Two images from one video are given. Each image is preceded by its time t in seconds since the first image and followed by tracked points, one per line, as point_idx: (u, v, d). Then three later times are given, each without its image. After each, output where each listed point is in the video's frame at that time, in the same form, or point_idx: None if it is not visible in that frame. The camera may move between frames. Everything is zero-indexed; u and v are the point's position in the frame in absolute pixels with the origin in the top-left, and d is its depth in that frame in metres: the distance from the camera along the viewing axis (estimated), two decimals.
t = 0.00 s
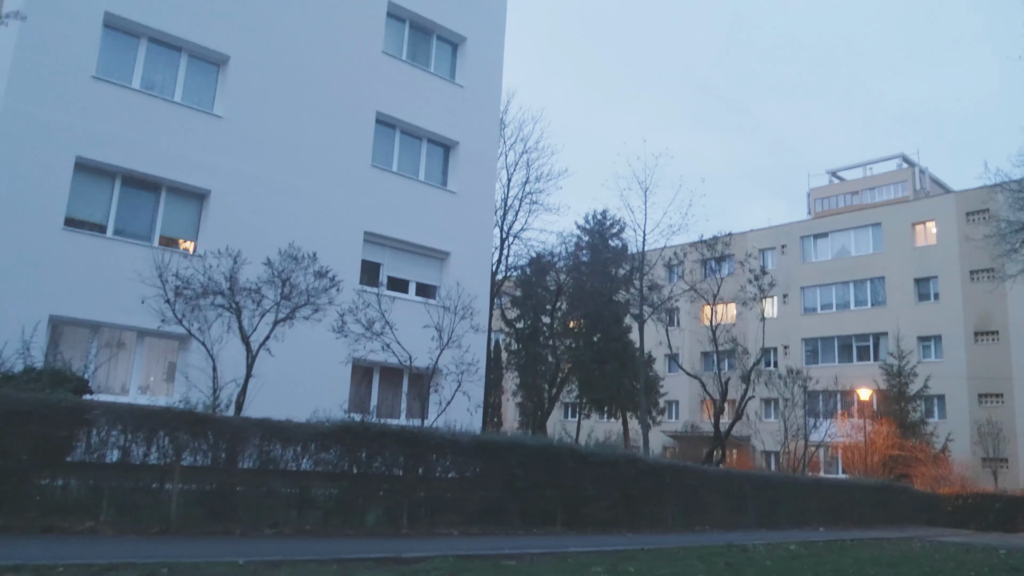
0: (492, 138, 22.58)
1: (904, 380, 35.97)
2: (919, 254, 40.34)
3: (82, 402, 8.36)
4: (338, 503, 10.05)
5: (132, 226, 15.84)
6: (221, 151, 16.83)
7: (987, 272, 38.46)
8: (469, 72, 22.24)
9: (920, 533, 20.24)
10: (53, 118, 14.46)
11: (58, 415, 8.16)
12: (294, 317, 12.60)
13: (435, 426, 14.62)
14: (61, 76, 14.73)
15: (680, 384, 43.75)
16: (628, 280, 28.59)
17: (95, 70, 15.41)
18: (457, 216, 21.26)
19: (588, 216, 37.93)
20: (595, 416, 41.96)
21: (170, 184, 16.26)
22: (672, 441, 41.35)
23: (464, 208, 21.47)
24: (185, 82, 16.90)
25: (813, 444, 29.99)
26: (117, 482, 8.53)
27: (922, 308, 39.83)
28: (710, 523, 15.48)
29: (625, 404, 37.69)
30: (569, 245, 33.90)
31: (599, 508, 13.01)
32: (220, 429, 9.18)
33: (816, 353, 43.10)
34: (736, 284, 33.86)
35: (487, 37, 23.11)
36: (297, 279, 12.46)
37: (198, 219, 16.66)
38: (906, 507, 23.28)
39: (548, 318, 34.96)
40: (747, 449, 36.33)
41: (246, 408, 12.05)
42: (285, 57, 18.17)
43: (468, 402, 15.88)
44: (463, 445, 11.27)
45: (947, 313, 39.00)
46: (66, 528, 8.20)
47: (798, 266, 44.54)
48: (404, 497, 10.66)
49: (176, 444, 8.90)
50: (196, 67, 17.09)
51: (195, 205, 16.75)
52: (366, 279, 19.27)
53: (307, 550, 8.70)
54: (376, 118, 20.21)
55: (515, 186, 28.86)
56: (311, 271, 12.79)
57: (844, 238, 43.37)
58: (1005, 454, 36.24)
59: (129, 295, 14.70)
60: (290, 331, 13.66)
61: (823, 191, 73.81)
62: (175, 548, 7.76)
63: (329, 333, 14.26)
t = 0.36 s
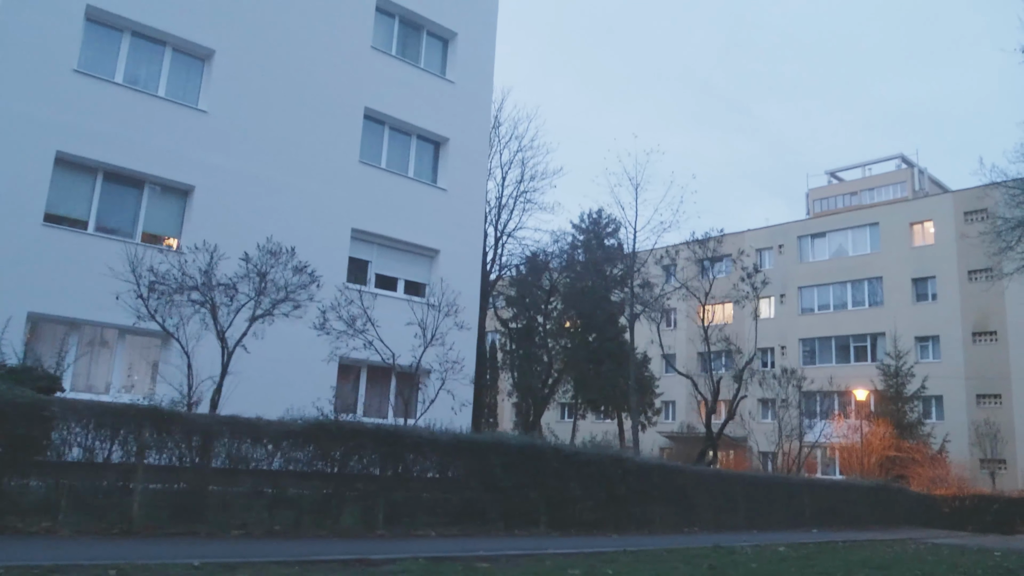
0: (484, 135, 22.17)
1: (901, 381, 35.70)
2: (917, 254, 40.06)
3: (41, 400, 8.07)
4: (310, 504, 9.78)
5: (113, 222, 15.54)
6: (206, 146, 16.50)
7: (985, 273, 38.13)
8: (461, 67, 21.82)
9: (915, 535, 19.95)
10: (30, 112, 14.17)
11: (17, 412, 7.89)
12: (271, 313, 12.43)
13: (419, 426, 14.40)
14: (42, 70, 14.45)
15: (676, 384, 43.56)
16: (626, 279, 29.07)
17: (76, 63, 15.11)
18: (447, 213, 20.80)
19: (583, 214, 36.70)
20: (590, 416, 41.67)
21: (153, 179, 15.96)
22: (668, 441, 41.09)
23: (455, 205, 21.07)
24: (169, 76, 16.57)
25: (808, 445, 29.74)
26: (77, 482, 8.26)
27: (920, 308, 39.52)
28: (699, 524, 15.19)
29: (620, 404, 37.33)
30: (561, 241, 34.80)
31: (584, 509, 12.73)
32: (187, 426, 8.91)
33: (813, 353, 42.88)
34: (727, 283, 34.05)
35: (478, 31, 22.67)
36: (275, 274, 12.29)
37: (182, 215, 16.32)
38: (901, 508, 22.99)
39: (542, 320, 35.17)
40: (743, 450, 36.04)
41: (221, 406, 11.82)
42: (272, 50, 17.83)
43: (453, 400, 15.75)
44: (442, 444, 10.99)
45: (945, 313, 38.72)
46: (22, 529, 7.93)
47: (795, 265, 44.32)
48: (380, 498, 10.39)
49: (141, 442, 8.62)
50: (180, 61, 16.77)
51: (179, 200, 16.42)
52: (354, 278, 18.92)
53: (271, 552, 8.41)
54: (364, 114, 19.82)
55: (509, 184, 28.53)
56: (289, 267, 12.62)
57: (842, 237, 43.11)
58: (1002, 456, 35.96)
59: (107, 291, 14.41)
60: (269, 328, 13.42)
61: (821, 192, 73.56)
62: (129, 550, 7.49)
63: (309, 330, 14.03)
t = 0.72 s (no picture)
0: (474, 131, 21.84)
1: (897, 381, 35.45)
2: (914, 254, 39.79)
3: None
4: (279, 501, 9.56)
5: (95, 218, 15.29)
6: (193, 143, 16.28)
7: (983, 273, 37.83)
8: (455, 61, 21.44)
9: (909, 536, 19.69)
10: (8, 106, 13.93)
11: None
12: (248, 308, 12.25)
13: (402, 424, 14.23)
14: (21, 63, 14.23)
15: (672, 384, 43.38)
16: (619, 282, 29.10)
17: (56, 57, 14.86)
18: (436, 210, 20.46)
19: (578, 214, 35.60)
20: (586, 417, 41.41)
21: (135, 174, 15.70)
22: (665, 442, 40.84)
23: (444, 202, 20.72)
24: (156, 71, 16.35)
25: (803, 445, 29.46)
26: (36, 481, 8.01)
27: (918, 308, 39.22)
28: (687, 525, 14.93)
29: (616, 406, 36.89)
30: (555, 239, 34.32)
31: (568, 510, 12.45)
32: (151, 422, 8.66)
33: (811, 353, 42.64)
34: (718, 282, 33.80)
35: (469, 27, 22.30)
36: (252, 269, 12.12)
37: (166, 211, 16.07)
38: (896, 509, 22.73)
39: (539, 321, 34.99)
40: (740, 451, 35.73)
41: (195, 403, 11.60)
42: (260, 44, 17.56)
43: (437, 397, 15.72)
44: (419, 443, 10.74)
45: (942, 313, 38.45)
46: None
47: (792, 265, 44.11)
48: (353, 496, 10.15)
49: (102, 438, 8.40)
50: (164, 55, 16.49)
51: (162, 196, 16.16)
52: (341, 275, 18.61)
53: (236, 551, 8.16)
54: (352, 110, 19.49)
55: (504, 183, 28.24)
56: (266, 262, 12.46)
57: (839, 237, 42.88)
58: (1000, 456, 35.70)
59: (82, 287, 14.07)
60: (247, 324, 13.22)
61: (819, 193, 73.30)
62: (85, 549, 7.24)
63: (289, 326, 13.83)
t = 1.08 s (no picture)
0: (466, 127, 21.30)
1: (895, 381, 35.16)
2: (912, 253, 39.52)
3: None
4: (251, 500, 9.33)
5: (75, 213, 14.97)
6: (182, 138, 16.00)
7: (981, 272, 37.51)
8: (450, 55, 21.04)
9: (904, 538, 19.40)
10: None
11: None
12: (224, 303, 12.03)
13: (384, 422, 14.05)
14: None
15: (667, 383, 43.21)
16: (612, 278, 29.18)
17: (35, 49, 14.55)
18: (425, 207, 19.93)
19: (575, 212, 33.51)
20: (582, 416, 41.16)
21: (117, 168, 15.35)
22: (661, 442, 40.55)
23: (434, 198, 20.13)
24: (146, 66, 16.08)
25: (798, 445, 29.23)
26: None
27: (916, 308, 38.97)
28: (675, 525, 14.65)
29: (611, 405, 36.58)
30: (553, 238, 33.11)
31: (551, 510, 12.19)
32: (113, 419, 8.41)
33: (808, 352, 42.39)
34: (711, 281, 33.64)
35: (460, 21, 21.68)
36: (228, 262, 11.92)
37: (148, 206, 15.70)
38: (891, 510, 22.44)
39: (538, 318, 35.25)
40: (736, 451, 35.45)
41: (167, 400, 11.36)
42: (249, 38, 17.22)
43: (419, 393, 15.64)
44: (396, 438, 10.49)
45: (940, 313, 38.14)
46: None
47: (790, 264, 43.82)
48: (327, 495, 9.91)
49: (60, 436, 8.14)
50: (147, 49, 16.14)
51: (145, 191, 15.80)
52: (327, 273, 18.06)
53: (194, 551, 7.88)
54: (339, 104, 18.98)
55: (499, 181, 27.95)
56: (243, 256, 12.23)
57: (837, 237, 42.60)
58: (998, 457, 35.44)
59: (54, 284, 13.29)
60: (223, 319, 12.96)
61: (818, 193, 73.00)
62: (35, 549, 7.00)
63: (268, 322, 13.59)
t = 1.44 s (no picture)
0: (456, 122, 21.00)
1: (892, 381, 34.91)
2: (910, 253, 39.23)
3: None
4: (220, 498, 9.08)
5: (55, 208, 14.69)
6: (168, 133, 15.76)
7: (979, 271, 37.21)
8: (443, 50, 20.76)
9: (898, 539, 19.13)
10: None
11: None
12: (200, 297, 11.82)
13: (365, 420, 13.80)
14: None
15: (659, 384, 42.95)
16: (605, 280, 29.60)
17: (13, 41, 14.28)
18: (414, 203, 19.63)
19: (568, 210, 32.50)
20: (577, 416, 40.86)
21: (98, 163, 15.08)
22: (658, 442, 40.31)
23: (423, 195, 19.83)
24: (132, 59, 15.85)
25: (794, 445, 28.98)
26: None
27: (914, 307, 38.70)
28: (663, 526, 14.40)
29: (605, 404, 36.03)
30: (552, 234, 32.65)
31: (535, 510, 11.93)
32: (73, 414, 8.15)
33: (805, 353, 42.16)
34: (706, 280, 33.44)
35: (451, 15, 21.38)
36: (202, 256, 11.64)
37: (128, 201, 15.40)
38: (885, 511, 22.17)
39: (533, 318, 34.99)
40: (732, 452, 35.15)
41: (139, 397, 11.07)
42: (235, 32, 16.95)
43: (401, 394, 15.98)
44: (373, 437, 10.23)
45: (938, 312, 37.85)
46: None
47: (787, 263, 43.53)
48: (300, 494, 9.63)
49: (17, 433, 7.87)
50: (130, 41, 15.87)
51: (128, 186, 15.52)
52: (313, 270, 17.78)
53: (153, 552, 7.64)
54: (327, 99, 18.68)
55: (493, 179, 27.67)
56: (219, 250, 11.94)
57: (835, 236, 42.33)
58: (996, 457, 35.17)
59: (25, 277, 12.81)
60: (200, 315, 12.70)
61: (818, 194, 72.73)
62: None
63: (247, 317, 13.32)
